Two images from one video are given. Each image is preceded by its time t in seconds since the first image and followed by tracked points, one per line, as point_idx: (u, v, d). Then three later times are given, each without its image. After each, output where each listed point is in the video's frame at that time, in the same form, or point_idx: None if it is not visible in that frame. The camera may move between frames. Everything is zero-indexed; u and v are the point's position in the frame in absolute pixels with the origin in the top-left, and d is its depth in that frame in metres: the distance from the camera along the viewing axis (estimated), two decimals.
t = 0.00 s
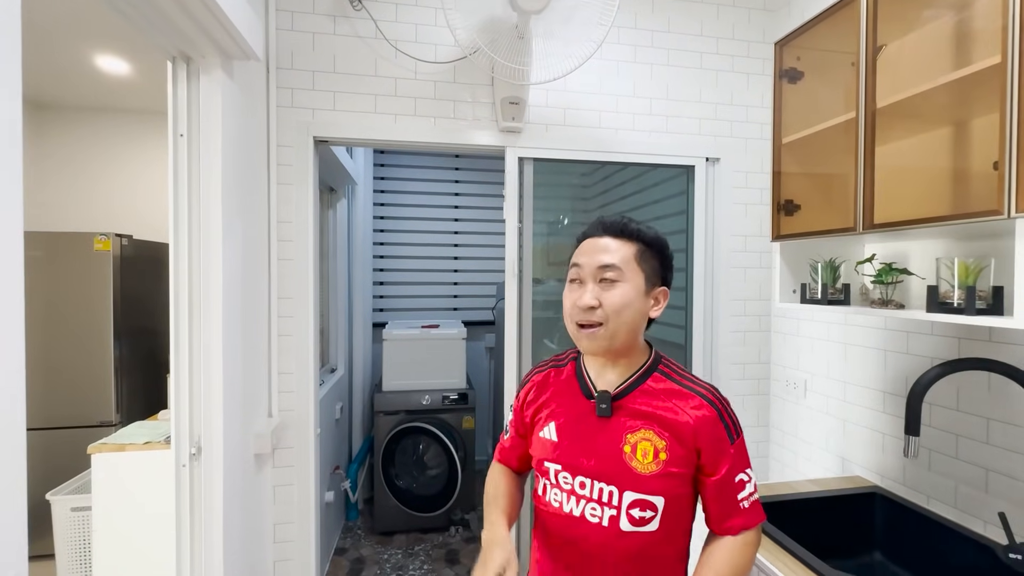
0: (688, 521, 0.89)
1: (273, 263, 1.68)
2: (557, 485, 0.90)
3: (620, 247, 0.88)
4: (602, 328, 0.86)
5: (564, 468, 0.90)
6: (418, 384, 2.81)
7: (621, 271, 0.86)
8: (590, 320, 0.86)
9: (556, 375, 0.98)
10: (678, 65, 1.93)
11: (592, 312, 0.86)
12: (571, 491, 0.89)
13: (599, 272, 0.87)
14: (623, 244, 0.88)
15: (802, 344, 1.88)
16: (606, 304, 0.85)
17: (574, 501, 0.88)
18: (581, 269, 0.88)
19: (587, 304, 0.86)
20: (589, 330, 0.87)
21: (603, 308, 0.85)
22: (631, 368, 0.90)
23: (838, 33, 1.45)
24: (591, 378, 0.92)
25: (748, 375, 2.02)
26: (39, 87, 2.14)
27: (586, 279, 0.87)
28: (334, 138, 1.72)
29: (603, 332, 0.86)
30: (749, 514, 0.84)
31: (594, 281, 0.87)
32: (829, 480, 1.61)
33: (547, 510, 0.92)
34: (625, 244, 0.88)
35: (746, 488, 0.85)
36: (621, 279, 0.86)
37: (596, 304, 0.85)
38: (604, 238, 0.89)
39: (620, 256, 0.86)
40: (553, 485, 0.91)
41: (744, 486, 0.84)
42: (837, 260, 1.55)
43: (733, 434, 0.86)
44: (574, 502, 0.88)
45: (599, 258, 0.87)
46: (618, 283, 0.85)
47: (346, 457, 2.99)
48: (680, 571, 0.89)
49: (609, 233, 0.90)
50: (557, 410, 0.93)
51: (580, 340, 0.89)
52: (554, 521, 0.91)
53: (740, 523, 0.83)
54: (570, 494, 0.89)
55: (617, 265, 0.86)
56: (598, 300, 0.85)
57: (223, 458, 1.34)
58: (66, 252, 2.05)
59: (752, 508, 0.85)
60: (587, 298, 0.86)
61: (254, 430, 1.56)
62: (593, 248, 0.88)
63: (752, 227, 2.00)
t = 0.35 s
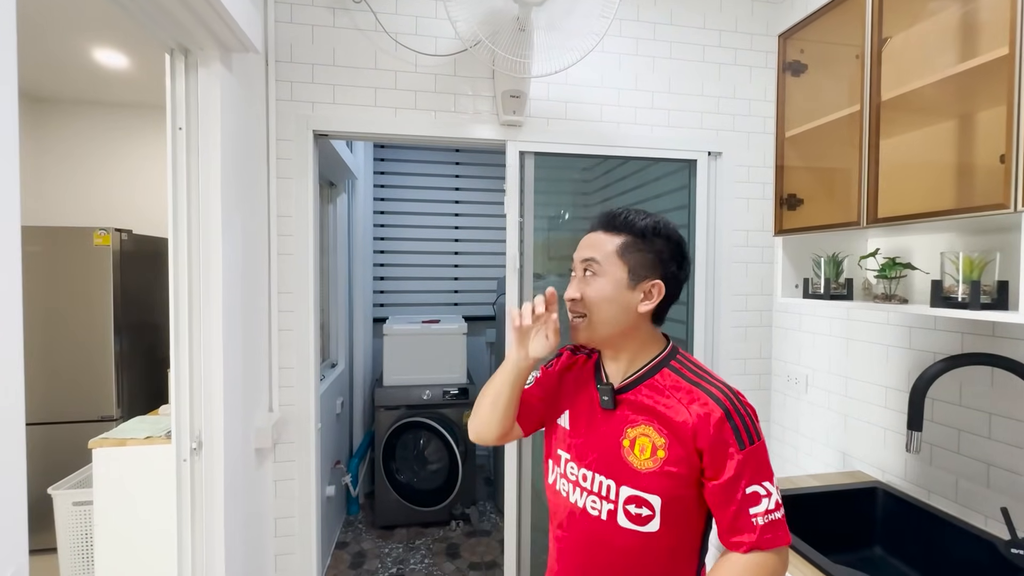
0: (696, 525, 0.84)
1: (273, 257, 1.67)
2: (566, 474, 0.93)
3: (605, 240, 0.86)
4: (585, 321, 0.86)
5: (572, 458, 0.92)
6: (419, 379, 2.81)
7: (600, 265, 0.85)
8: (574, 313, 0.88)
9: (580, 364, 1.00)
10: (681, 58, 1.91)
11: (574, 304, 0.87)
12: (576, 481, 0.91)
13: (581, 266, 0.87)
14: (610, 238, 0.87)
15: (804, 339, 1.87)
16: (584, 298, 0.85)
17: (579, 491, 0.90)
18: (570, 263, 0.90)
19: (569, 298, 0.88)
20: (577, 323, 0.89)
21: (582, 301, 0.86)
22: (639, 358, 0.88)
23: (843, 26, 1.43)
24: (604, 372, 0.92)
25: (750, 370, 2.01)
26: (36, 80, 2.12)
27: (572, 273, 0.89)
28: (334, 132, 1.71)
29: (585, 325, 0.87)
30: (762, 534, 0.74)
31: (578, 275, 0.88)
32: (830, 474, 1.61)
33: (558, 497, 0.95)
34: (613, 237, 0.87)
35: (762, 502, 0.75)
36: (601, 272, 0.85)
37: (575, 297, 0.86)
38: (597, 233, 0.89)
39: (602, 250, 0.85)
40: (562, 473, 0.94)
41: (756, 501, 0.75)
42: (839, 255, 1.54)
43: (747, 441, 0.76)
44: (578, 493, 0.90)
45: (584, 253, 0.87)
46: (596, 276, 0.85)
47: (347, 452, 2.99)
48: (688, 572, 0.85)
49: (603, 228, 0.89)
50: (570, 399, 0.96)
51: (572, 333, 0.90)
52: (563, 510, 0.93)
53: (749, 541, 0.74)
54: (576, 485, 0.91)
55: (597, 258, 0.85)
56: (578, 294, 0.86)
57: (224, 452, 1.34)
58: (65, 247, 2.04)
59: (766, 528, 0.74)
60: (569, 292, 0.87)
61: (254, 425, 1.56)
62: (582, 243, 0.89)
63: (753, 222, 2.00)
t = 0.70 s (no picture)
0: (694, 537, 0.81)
1: (273, 255, 1.67)
2: (577, 464, 0.97)
3: (616, 238, 0.85)
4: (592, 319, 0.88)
5: (583, 451, 0.95)
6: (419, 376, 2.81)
7: (606, 263, 0.85)
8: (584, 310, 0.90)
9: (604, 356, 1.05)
10: (682, 55, 1.90)
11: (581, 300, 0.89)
12: (583, 473, 0.94)
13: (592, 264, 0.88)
14: (619, 236, 0.85)
15: (804, 337, 1.87)
16: (590, 296, 0.86)
17: (585, 483, 0.93)
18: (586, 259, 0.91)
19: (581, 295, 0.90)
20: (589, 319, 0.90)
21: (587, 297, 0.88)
22: (649, 359, 0.87)
23: (846, 23, 1.42)
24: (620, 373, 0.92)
25: (750, 368, 2.01)
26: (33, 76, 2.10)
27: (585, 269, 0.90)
28: (334, 129, 1.70)
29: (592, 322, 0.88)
30: (755, 558, 0.70)
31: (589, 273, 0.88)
32: (830, 472, 1.61)
33: (570, 487, 0.99)
34: (623, 235, 0.85)
35: (760, 527, 0.71)
36: (606, 271, 0.84)
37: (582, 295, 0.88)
38: (612, 230, 0.88)
39: (609, 249, 0.85)
40: (575, 464, 0.98)
41: (752, 523, 0.71)
42: (840, 253, 1.54)
43: (750, 460, 0.72)
44: (584, 484, 0.93)
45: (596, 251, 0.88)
46: (601, 274, 0.85)
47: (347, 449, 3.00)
48: None
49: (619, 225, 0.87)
50: (589, 393, 0.99)
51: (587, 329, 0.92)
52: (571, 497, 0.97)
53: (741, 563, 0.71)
54: (583, 477, 0.93)
55: (603, 256, 0.85)
56: (586, 292, 0.88)
57: (225, 449, 1.33)
58: (63, 244, 2.03)
59: (762, 554, 0.70)
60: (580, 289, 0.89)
61: (255, 422, 1.55)
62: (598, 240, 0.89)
63: (754, 219, 1.99)
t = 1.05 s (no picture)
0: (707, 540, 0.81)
1: (272, 254, 1.66)
2: (579, 473, 0.95)
3: (649, 236, 0.85)
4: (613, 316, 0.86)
5: (585, 458, 0.94)
6: (417, 375, 2.81)
7: (638, 260, 0.84)
8: (604, 306, 0.87)
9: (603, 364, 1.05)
10: (681, 55, 1.91)
11: (605, 297, 0.87)
12: (588, 481, 0.92)
13: (621, 259, 0.86)
14: (652, 235, 0.85)
15: (802, 336, 1.88)
16: (617, 292, 0.84)
17: (590, 491, 0.92)
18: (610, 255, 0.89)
19: (602, 290, 0.87)
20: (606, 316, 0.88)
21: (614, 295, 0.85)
22: (659, 363, 0.87)
23: (844, 25, 1.43)
24: (624, 375, 0.92)
25: (748, 367, 2.02)
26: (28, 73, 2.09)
27: (609, 265, 0.88)
28: (333, 128, 1.70)
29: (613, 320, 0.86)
30: (757, 560, 0.71)
31: (615, 269, 0.87)
32: (829, 470, 1.62)
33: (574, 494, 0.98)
34: (656, 235, 0.85)
35: (766, 529, 0.71)
36: (639, 269, 0.84)
37: (608, 290, 0.85)
38: (643, 228, 0.87)
39: (643, 246, 0.84)
40: (577, 472, 0.96)
41: (758, 526, 0.71)
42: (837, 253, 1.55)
43: (763, 462, 0.73)
44: (590, 492, 0.92)
45: (626, 246, 0.86)
46: (633, 271, 0.84)
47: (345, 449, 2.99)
48: None
49: (649, 223, 0.87)
50: (591, 399, 0.98)
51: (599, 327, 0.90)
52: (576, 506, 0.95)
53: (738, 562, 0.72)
54: (588, 485, 0.92)
55: (637, 253, 0.84)
56: (612, 287, 0.86)
57: (224, 449, 1.33)
58: (59, 243, 2.02)
59: (758, 557, 0.71)
60: (604, 284, 0.87)
61: (254, 422, 1.55)
62: (626, 237, 0.87)
63: (752, 219, 2.00)
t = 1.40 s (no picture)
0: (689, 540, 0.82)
1: (269, 253, 1.66)
2: (575, 463, 0.97)
3: (651, 230, 0.87)
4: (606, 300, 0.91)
5: (580, 449, 0.96)
6: (414, 374, 2.81)
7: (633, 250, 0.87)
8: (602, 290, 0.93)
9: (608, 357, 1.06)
10: (678, 54, 1.91)
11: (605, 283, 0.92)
12: (582, 471, 0.94)
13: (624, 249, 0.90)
14: (655, 229, 0.86)
15: (798, 335, 1.89)
16: (611, 277, 0.90)
17: (582, 482, 0.94)
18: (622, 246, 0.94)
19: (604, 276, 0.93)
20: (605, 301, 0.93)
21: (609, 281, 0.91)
22: (649, 353, 0.88)
23: (842, 26, 1.44)
24: (624, 370, 0.94)
25: (744, 365, 2.04)
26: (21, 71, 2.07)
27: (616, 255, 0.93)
28: (331, 126, 1.70)
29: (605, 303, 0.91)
30: (744, 566, 0.69)
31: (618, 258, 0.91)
32: (823, 467, 1.64)
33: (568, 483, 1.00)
34: (660, 229, 0.86)
35: (754, 534, 0.70)
36: (633, 259, 0.87)
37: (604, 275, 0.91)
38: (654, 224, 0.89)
39: (642, 238, 0.87)
40: (573, 462, 0.98)
41: (746, 530, 0.70)
42: (833, 251, 1.56)
43: (750, 467, 0.72)
44: (582, 482, 0.94)
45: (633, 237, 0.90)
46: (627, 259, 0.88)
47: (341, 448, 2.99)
48: None
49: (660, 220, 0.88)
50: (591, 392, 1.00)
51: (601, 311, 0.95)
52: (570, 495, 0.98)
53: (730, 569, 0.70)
54: (580, 475, 0.95)
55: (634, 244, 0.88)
56: (609, 273, 0.91)
57: (223, 449, 1.33)
58: (53, 241, 2.01)
59: (753, 564, 0.69)
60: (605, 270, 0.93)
61: (252, 421, 1.55)
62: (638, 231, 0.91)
63: (749, 218, 2.01)
